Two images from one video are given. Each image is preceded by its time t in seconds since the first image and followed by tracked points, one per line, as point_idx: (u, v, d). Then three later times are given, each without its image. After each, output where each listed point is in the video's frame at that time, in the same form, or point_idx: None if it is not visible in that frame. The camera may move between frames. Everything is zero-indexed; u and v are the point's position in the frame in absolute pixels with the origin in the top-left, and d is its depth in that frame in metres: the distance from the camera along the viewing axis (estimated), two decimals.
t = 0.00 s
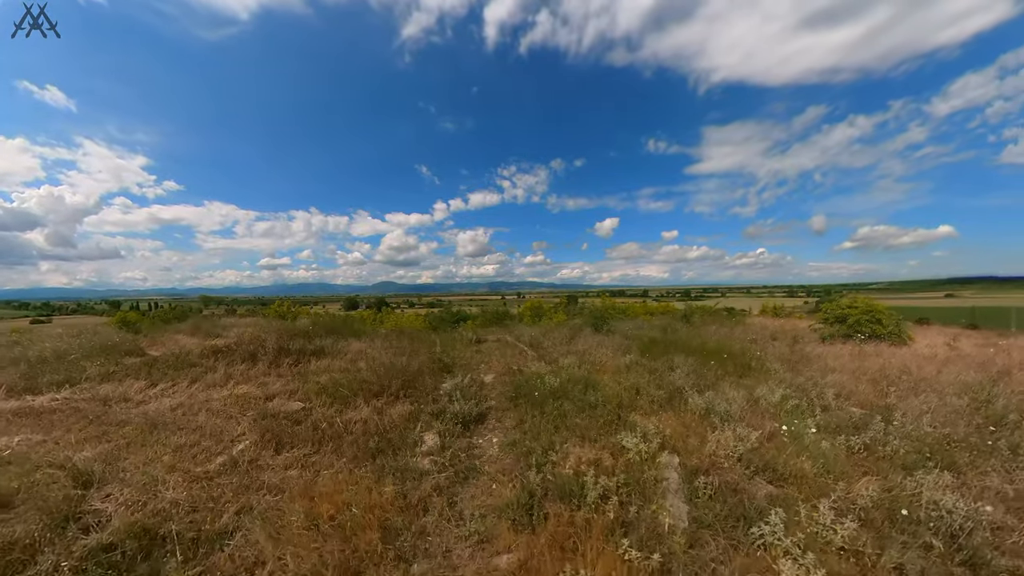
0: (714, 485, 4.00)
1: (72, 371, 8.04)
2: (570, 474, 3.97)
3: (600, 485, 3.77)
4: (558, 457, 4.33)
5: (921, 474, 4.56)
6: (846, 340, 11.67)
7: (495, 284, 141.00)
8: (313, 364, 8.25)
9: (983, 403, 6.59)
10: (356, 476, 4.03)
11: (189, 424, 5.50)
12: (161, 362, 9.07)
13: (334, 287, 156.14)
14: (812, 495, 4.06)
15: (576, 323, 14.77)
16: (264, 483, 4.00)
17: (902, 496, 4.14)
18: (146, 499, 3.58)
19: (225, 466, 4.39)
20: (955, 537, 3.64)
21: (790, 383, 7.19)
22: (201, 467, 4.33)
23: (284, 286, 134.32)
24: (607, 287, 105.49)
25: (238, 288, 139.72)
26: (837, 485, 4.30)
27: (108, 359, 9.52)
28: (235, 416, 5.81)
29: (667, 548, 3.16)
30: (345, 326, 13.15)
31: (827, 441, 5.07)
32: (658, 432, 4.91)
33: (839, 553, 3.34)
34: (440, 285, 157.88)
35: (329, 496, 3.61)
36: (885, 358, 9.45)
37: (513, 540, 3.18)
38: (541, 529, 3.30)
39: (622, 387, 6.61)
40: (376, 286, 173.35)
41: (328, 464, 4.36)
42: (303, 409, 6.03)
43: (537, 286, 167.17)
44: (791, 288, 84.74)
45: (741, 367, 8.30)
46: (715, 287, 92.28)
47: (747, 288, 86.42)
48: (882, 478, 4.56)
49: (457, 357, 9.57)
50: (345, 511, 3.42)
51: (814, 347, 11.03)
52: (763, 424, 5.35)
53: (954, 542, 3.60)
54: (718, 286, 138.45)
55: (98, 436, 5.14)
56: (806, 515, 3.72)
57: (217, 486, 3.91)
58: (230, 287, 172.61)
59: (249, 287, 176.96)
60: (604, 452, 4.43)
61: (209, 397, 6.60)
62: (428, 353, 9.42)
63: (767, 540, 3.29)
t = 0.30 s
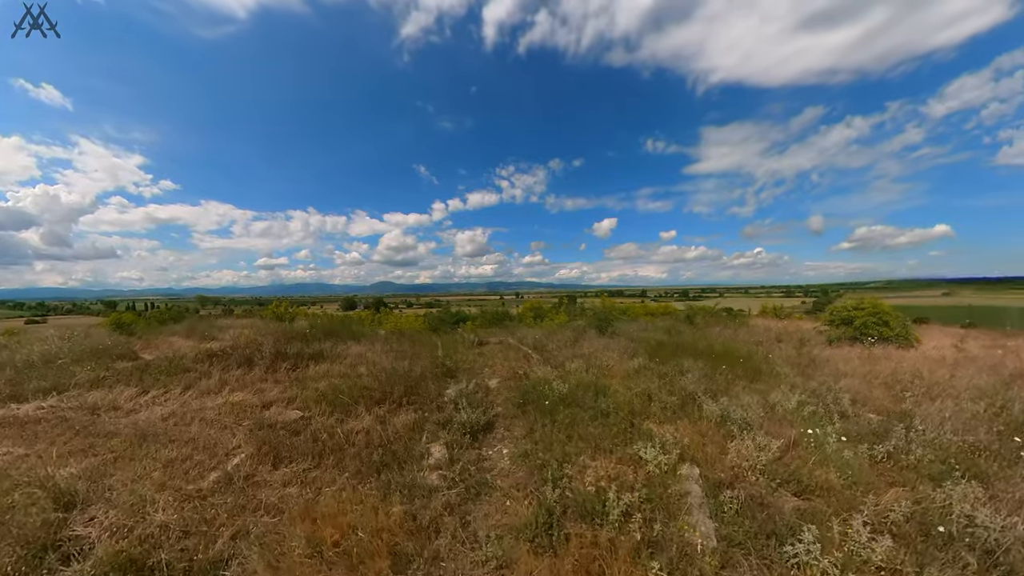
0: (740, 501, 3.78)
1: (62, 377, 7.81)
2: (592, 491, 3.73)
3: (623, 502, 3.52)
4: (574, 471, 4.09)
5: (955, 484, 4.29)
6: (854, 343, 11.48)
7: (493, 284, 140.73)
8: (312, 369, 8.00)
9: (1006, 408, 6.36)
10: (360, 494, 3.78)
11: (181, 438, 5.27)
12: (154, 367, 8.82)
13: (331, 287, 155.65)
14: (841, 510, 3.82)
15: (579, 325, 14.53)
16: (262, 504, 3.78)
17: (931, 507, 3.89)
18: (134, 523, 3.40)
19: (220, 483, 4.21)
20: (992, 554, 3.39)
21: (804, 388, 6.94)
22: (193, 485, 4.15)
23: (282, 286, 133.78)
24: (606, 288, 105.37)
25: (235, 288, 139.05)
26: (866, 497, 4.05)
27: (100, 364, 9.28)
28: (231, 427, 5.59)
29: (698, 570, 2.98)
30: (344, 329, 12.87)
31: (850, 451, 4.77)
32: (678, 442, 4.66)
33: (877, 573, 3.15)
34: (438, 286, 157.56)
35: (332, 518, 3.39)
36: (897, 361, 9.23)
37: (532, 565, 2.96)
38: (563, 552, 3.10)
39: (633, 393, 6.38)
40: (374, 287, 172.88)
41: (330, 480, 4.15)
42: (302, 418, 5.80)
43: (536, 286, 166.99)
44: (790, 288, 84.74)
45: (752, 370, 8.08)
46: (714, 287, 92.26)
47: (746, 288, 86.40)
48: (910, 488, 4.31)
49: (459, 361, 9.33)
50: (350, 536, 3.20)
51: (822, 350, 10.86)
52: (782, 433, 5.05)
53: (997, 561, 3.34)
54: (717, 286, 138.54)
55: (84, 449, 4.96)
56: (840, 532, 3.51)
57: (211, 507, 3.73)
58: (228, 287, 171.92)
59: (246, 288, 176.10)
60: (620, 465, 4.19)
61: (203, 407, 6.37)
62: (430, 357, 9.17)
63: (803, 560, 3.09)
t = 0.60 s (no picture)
0: (766, 517, 3.50)
1: (50, 384, 7.62)
2: (610, 506, 3.52)
3: (644, 521, 3.27)
4: (589, 484, 3.84)
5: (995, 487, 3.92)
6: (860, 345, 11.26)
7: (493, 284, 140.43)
8: (310, 374, 7.76)
9: None
10: (364, 513, 3.56)
11: (172, 452, 5.09)
12: (146, 373, 8.62)
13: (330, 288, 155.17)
14: (870, 526, 3.46)
15: (582, 327, 14.30)
16: (261, 525, 3.59)
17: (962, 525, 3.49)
18: (120, 549, 3.32)
19: (213, 501, 4.01)
20: None
21: (816, 391, 6.71)
22: (184, 504, 3.99)
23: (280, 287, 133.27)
24: (606, 287, 105.10)
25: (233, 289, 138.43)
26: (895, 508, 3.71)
27: (91, 370, 9.07)
28: (225, 438, 5.38)
29: None
30: (343, 331, 12.61)
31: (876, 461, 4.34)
32: (699, 451, 4.39)
33: None
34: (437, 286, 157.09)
35: (335, 542, 3.19)
36: (908, 364, 9.01)
37: None
38: None
39: (643, 398, 6.14)
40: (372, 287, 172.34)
41: (331, 497, 3.94)
42: (300, 427, 5.57)
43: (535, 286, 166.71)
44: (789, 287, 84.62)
45: (762, 374, 7.85)
46: (713, 286, 92.22)
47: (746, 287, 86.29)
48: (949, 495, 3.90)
49: (461, 365, 9.06)
50: (354, 561, 3.01)
51: (829, 352, 10.63)
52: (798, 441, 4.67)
53: None
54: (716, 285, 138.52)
55: (70, 464, 4.83)
56: (871, 549, 3.23)
57: (204, 529, 3.57)
58: (226, 288, 171.21)
59: (244, 288, 175.36)
60: (636, 478, 3.96)
61: (195, 417, 6.16)
62: (430, 360, 8.91)
63: None
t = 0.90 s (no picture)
0: (781, 539, 3.25)
1: (37, 391, 7.46)
2: (616, 527, 3.31)
3: (654, 544, 3.05)
4: (594, 502, 3.63)
5: None
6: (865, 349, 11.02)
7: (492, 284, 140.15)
8: (303, 381, 7.55)
9: None
10: (357, 535, 3.35)
11: (159, 466, 4.93)
12: (137, 379, 8.45)
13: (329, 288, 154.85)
14: (892, 549, 3.15)
15: (583, 330, 14.10)
16: (247, 548, 3.39)
17: (992, 543, 3.10)
18: None
19: (198, 520, 3.81)
20: None
21: (824, 399, 6.50)
22: (167, 524, 3.83)
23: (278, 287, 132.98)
24: (605, 288, 104.98)
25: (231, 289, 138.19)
26: (916, 527, 3.35)
27: (80, 375, 8.91)
28: (213, 450, 5.19)
29: None
30: (340, 334, 12.39)
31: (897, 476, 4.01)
32: (710, 465, 4.15)
33: None
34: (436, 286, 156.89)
35: (325, 570, 2.98)
36: (914, 369, 8.84)
37: None
38: None
39: (648, 407, 5.93)
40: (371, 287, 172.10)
41: (322, 516, 3.73)
42: (292, 438, 5.36)
43: (534, 286, 166.52)
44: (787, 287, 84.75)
45: (768, 380, 7.65)
46: (712, 287, 92.08)
47: (744, 288, 86.35)
48: (983, 510, 3.53)
49: (460, 370, 8.84)
50: None
51: (834, 356, 10.43)
52: (809, 453, 4.38)
53: None
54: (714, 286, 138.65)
55: (49, 479, 4.69)
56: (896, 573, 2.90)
57: (186, 553, 3.38)
58: (224, 288, 170.91)
59: (243, 288, 175.14)
60: (643, 496, 3.76)
61: (183, 426, 5.98)
62: (428, 365, 8.67)
63: None
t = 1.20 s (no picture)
0: (777, 558, 3.15)
1: (23, 396, 7.35)
2: (606, 544, 3.22)
3: (644, 564, 2.95)
4: (584, 516, 3.54)
5: None
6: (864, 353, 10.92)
7: (490, 285, 140.02)
8: (294, 385, 7.44)
9: None
10: (338, 550, 3.25)
11: (141, 475, 4.81)
12: (126, 383, 8.34)
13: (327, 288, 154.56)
14: (892, 570, 3.03)
15: (580, 332, 14.00)
16: (223, 565, 3.27)
17: (997, 564, 2.99)
18: None
19: (178, 533, 3.71)
20: None
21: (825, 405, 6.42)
22: (146, 537, 3.73)
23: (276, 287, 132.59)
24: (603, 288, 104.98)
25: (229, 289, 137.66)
26: (919, 546, 3.23)
27: (69, 379, 8.81)
28: (198, 458, 5.09)
29: None
30: (334, 337, 12.27)
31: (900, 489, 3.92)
32: (706, 478, 4.06)
33: None
34: (435, 286, 156.62)
35: None
36: (913, 373, 8.76)
37: None
38: None
39: (643, 413, 5.85)
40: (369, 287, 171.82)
41: (305, 529, 3.63)
42: (280, 446, 5.26)
43: (533, 287, 166.40)
44: (786, 288, 84.82)
45: (766, 387, 7.55)
46: (710, 287, 92.15)
47: (742, 288, 86.40)
48: (985, 526, 3.44)
49: (454, 374, 8.72)
50: None
51: (833, 359, 10.32)
52: (808, 465, 4.29)
53: None
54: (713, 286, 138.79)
55: (29, 489, 4.58)
56: None
57: (163, 569, 3.28)
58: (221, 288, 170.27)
59: (240, 289, 174.46)
60: (636, 510, 3.66)
61: (169, 433, 5.87)
62: (421, 369, 8.56)
63: None
